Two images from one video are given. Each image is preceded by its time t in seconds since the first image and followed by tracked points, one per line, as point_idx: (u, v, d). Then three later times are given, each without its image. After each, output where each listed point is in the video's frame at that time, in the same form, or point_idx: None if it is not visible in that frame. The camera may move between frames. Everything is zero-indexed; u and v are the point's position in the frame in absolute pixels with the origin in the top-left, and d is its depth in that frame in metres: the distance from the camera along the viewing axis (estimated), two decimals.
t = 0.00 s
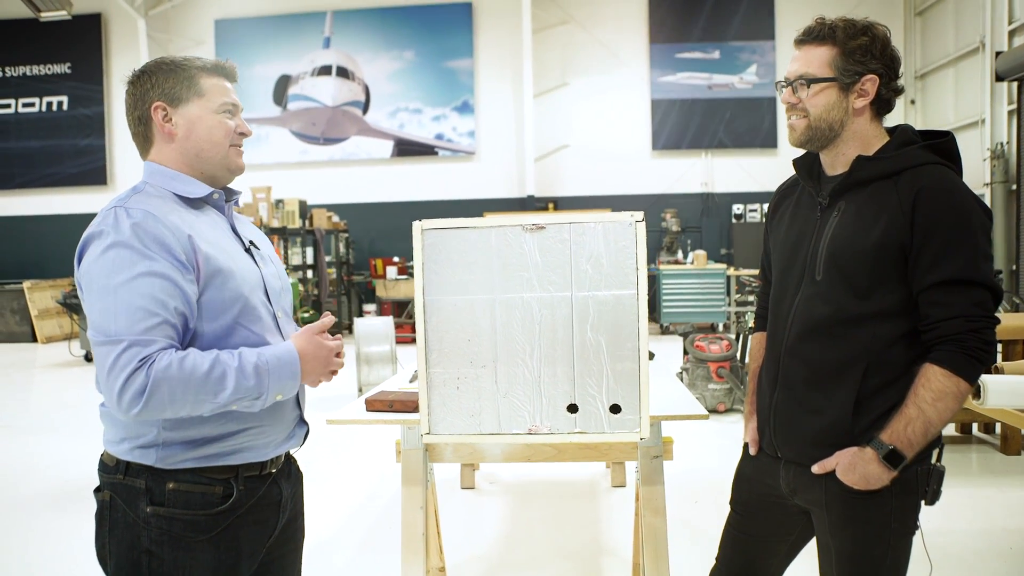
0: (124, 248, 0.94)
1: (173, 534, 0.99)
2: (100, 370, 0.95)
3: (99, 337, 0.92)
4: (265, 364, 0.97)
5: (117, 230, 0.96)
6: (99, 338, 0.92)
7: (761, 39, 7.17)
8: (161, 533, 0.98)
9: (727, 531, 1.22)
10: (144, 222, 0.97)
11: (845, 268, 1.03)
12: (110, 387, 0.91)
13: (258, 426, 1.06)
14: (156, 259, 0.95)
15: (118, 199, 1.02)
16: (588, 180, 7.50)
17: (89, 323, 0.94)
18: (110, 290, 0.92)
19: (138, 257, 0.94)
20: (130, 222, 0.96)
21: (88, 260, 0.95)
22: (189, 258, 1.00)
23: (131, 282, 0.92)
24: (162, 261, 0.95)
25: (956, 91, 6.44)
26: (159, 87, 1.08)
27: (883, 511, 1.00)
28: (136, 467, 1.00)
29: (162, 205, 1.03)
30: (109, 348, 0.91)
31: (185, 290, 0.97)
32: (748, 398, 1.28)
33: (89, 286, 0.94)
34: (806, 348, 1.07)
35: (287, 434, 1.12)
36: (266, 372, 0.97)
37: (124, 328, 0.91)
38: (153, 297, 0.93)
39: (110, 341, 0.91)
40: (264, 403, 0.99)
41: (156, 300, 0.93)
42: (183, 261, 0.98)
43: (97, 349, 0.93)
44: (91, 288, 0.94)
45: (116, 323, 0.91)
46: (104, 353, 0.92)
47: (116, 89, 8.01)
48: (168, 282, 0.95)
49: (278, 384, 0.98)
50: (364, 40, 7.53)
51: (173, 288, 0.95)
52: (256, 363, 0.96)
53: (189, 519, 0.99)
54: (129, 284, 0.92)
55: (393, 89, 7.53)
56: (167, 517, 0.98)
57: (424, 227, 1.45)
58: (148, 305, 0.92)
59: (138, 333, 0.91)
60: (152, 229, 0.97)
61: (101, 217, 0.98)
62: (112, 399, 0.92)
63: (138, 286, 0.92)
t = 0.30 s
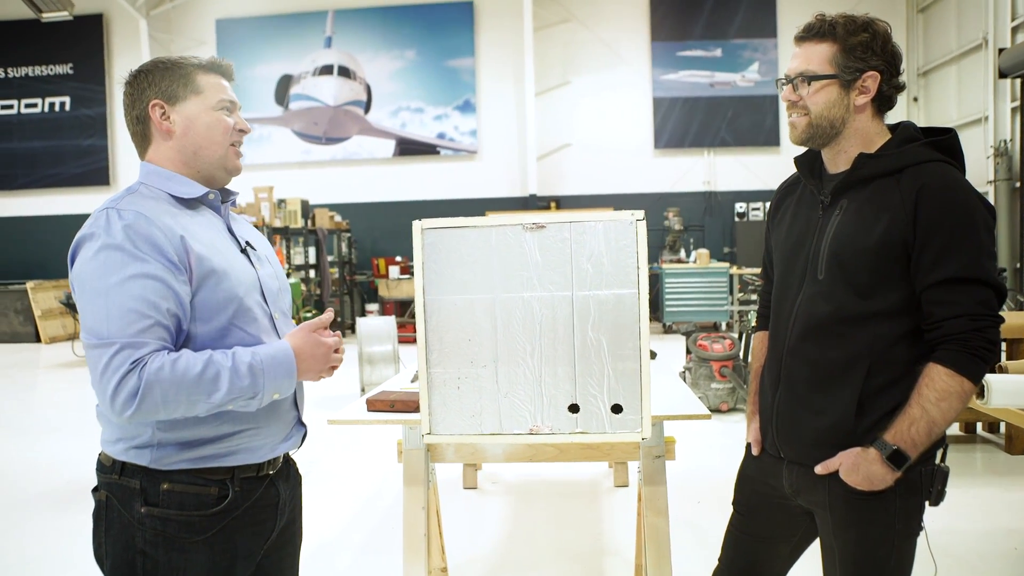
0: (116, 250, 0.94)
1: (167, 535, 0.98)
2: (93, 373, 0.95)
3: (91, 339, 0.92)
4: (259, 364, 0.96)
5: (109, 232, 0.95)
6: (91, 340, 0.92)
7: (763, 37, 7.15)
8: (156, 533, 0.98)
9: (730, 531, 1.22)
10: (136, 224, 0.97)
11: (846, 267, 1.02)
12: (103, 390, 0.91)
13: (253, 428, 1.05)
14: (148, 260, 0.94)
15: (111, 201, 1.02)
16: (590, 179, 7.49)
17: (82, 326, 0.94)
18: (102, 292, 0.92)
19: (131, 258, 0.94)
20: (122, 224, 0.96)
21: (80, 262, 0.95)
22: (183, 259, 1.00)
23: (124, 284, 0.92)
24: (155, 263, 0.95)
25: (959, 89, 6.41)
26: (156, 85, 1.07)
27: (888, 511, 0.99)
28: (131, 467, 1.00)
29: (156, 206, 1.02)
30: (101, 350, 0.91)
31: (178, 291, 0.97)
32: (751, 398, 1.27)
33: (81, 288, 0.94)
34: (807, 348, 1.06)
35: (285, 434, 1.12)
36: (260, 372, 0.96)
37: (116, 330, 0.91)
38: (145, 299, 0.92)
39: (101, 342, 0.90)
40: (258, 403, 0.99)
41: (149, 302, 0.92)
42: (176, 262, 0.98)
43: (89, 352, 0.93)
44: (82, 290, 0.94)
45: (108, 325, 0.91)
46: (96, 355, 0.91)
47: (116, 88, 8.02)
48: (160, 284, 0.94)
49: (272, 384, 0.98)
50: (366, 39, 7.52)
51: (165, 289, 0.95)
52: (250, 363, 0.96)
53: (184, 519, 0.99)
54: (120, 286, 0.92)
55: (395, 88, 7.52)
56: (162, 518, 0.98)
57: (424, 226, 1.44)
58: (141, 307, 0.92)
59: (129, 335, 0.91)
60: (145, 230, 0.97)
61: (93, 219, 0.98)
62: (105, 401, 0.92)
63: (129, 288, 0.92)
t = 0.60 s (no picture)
0: (124, 248, 0.94)
1: (168, 535, 0.98)
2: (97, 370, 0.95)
3: (97, 337, 0.92)
4: (263, 366, 0.96)
5: (118, 229, 0.95)
6: (97, 338, 0.92)
7: (773, 46, 7.15)
8: (156, 533, 0.98)
9: (735, 543, 1.21)
10: (145, 223, 0.97)
11: (859, 279, 1.01)
12: (107, 388, 0.91)
13: (258, 429, 1.05)
14: (155, 259, 0.95)
15: (121, 199, 1.02)
16: (597, 185, 7.49)
17: (88, 324, 0.94)
18: (109, 290, 0.92)
19: (138, 257, 0.94)
20: (131, 222, 0.96)
21: (89, 260, 0.95)
22: (191, 259, 1.00)
23: (130, 282, 0.92)
24: (162, 262, 0.95)
25: (969, 101, 6.39)
26: (168, 84, 1.08)
27: (896, 526, 0.98)
28: (134, 466, 1.00)
29: (165, 205, 1.03)
30: (106, 348, 0.91)
31: (184, 291, 0.97)
32: (759, 409, 1.26)
33: (88, 285, 0.94)
34: (816, 360, 1.06)
35: (289, 437, 1.12)
36: (265, 373, 0.96)
37: (121, 328, 0.91)
38: (152, 298, 0.92)
39: (106, 340, 0.91)
40: (262, 405, 0.99)
41: (155, 301, 0.92)
42: (183, 262, 0.98)
43: (95, 349, 0.93)
44: (90, 287, 0.94)
45: (114, 323, 0.91)
46: (100, 353, 0.92)
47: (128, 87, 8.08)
48: (167, 283, 0.94)
49: (276, 385, 0.97)
50: (376, 43, 7.56)
51: (172, 289, 0.95)
52: (254, 365, 0.96)
53: (185, 519, 0.99)
54: (127, 285, 0.92)
55: (404, 91, 7.54)
56: (163, 517, 0.98)
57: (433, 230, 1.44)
58: (147, 306, 0.92)
59: (134, 334, 0.91)
60: (154, 229, 0.97)
61: (103, 217, 0.98)
62: (108, 399, 0.92)
63: (136, 287, 0.92)
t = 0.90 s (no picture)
0: (120, 256, 0.93)
1: (163, 545, 0.97)
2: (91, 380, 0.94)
3: (91, 346, 0.91)
4: (260, 373, 0.96)
5: (113, 237, 0.95)
6: (91, 347, 0.91)
7: (765, 55, 7.20)
8: (152, 543, 0.97)
9: (733, 552, 1.21)
10: (140, 230, 0.96)
11: (856, 288, 1.02)
12: (101, 397, 0.90)
13: (255, 437, 1.04)
14: (150, 267, 0.94)
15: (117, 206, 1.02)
16: (590, 192, 7.52)
17: (82, 333, 0.93)
18: (103, 298, 0.91)
19: (134, 265, 0.93)
20: (126, 230, 0.96)
21: (83, 268, 0.94)
22: (186, 267, 0.99)
23: (125, 290, 0.91)
24: (157, 269, 0.94)
25: (959, 111, 6.46)
26: (164, 91, 1.08)
27: (895, 535, 0.98)
28: (129, 475, 0.99)
29: (161, 212, 1.02)
30: (100, 357, 0.90)
31: (181, 298, 0.96)
32: (756, 417, 1.27)
33: (83, 294, 0.93)
34: (815, 369, 1.06)
35: (286, 445, 1.11)
36: (261, 380, 0.96)
37: (116, 337, 0.90)
38: (147, 306, 0.92)
39: (101, 349, 0.90)
40: (259, 412, 0.98)
41: (150, 309, 0.92)
42: (179, 270, 0.97)
43: (89, 358, 0.92)
44: (84, 296, 0.93)
45: (109, 331, 0.90)
46: (95, 362, 0.91)
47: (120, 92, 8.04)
48: (163, 291, 0.93)
49: (273, 392, 0.97)
50: (370, 49, 7.57)
51: (168, 297, 0.94)
52: (251, 372, 0.95)
53: (181, 529, 0.98)
54: (122, 293, 0.91)
55: (398, 98, 7.55)
56: (158, 527, 0.97)
57: (431, 237, 1.44)
58: (142, 314, 0.91)
59: (129, 342, 0.90)
60: (149, 237, 0.96)
61: (98, 224, 0.98)
62: (103, 409, 0.91)
63: (131, 295, 0.91)
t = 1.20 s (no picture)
0: (100, 252, 0.91)
1: (146, 547, 0.95)
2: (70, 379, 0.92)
3: (71, 344, 0.89)
4: (244, 371, 0.94)
5: (93, 234, 0.93)
6: (71, 345, 0.89)
7: (746, 55, 7.26)
8: (134, 545, 0.95)
9: (719, 548, 1.22)
10: (122, 227, 0.94)
11: (844, 287, 1.03)
12: (81, 397, 0.88)
13: (239, 437, 1.03)
14: (132, 264, 0.92)
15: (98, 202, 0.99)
16: (572, 190, 7.53)
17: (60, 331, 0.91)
18: (83, 296, 0.89)
19: (115, 261, 0.91)
20: (107, 226, 0.93)
21: (62, 265, 0.92)
22: (169, 264, 0.97)
23: (106, 288, 0.89)
24: (139, 267, 0.92)
25: (935, 112, 6.57)
26: (147, 86, 1.05)
27: (879, 531, 0.99)
28: (110, 477, 0.97)
29: (143, 209, 1.00)
30: (80, 356, 0.88)
31: (163, 296, 0.94)
32: (742, 415, 1.28)
33: (61, 292, 0.91)
34: (802, 367, 1.07)
35: (270, 444, 1.09)
36: (245, 379, 0.94)
37: (97, 335, 0.88)
38: (129, 303, 0.90)
39: (81, 347, 0.88)
40: (244, 411, 0.96)
41: (132, 307, 0.90)
42: (161, 267, 0.95)
43: (69, 357, 0.90)
44: (63, 293, 0.91)
45: (89, 329, 0.88)
46: (75, 360, 0.89)
47: (96, 85, 7.89)
48: (145, 289, 0.92)
49: (257, 391, 0.95)
50: (352, 44, 7.50)
51: (150, 294, 0.92)
52: (235, 370, 0.93)
53: (164, 531, 0.96)
54: (103, 290, 0.89)
55: (380, 94, 7.50)
56: (141, 529, 0.95)
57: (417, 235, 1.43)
58: (124, 312, 0.89)
59: (110, 341, 0.88)
60: (131, 234, 0.94)
61: (78, 220, 0.95)
62: (82, 409, 0.89)
63: (112, 293, 0.89)
